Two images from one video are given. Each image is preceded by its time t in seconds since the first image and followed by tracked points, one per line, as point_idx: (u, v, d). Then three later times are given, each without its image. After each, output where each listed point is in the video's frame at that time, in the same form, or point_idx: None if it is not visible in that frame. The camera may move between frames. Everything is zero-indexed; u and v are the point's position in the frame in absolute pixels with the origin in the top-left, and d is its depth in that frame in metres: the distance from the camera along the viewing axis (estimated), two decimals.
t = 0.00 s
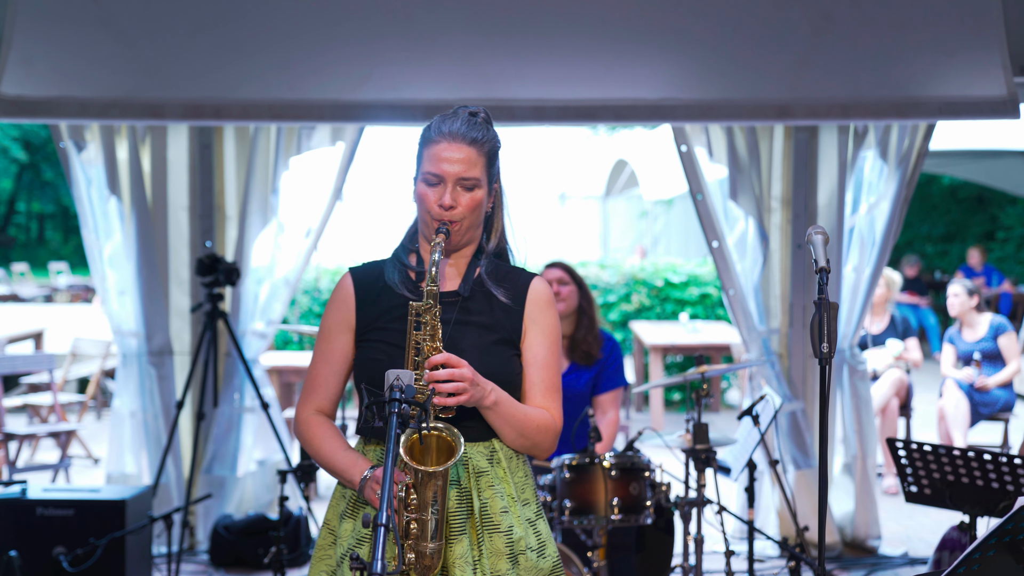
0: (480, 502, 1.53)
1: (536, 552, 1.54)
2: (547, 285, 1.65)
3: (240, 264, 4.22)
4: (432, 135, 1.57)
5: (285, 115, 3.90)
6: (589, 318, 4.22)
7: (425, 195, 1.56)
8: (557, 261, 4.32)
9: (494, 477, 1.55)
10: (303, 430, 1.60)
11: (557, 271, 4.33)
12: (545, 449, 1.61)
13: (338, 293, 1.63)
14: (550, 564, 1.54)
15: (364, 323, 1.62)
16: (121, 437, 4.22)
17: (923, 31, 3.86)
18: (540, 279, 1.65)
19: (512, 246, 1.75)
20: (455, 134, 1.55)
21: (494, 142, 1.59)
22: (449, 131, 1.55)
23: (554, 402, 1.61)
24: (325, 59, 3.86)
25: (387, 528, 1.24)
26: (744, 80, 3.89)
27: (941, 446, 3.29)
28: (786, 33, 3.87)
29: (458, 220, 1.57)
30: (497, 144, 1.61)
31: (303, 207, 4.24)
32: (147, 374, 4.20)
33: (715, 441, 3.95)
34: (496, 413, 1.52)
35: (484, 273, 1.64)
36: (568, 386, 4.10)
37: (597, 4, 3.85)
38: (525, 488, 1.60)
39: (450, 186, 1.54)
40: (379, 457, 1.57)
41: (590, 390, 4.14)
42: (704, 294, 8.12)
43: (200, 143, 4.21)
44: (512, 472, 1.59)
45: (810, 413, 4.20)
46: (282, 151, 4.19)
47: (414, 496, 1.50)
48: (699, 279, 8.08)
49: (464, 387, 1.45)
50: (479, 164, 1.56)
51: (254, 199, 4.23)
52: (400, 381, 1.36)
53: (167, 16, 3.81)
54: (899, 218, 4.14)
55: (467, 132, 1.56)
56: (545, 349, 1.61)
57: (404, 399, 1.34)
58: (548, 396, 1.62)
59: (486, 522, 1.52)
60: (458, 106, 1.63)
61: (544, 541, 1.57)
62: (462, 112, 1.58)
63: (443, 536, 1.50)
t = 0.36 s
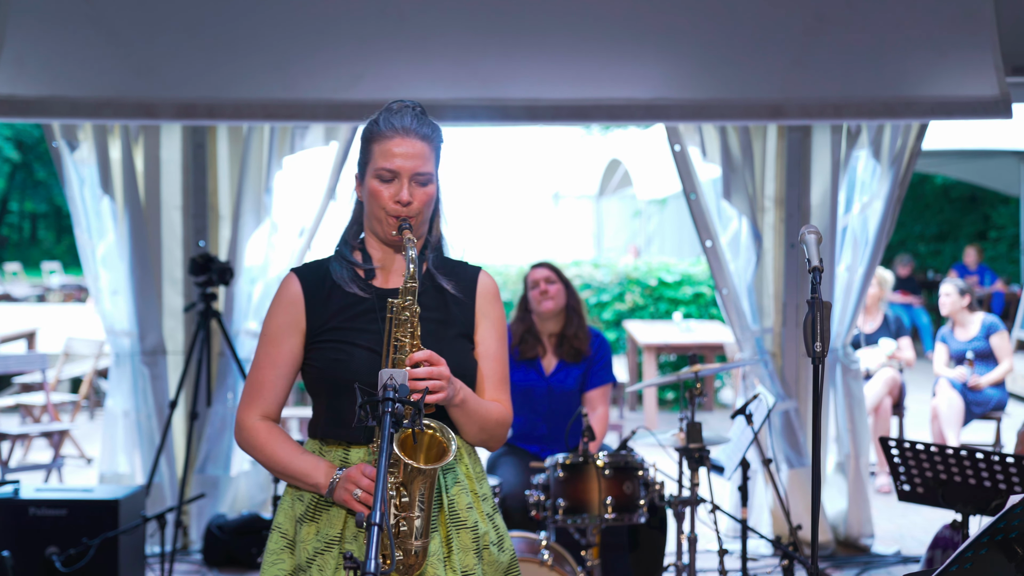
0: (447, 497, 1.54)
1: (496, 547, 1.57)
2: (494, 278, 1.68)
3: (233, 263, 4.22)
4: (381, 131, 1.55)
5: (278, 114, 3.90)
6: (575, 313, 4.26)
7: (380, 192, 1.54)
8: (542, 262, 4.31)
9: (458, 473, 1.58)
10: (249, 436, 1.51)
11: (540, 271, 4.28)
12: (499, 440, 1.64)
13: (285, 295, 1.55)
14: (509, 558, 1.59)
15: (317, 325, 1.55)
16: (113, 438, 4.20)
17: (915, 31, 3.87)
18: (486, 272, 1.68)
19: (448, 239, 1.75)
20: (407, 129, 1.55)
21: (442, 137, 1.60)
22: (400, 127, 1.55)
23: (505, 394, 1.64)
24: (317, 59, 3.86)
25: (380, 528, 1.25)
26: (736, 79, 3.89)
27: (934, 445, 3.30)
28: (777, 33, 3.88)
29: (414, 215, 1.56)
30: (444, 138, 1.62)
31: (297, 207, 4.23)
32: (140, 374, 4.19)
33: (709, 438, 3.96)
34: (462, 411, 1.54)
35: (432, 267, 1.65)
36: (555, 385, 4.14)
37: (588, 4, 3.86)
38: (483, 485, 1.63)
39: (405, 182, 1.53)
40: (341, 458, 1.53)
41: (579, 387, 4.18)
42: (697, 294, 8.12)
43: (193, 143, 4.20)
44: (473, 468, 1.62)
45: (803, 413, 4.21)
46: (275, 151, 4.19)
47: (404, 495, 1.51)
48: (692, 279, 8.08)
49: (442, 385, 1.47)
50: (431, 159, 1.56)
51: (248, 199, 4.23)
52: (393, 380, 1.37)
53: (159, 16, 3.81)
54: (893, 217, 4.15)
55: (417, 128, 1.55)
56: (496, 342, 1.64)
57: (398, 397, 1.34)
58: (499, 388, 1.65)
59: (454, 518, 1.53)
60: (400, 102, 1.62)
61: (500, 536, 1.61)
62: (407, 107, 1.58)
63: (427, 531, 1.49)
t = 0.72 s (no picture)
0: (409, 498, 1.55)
1: (455, 547, 1.60)
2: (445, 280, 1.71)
3: (225, 263, 4.20)
4: (336, 131, 1.56)
5: (269, 114, 3.89)
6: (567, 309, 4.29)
7: (335, 192, 1.55)
8: (536, 261, 4.31)
9: (419, 474, 1.60)
10: (201, 441, 1.49)
11: (535, 271, 4.29)
12: (454, 441, 1.65)
13: (237, 297, 1.53)
14: (465, 558, 1.62)
15: (273, 328, 1.54)
16: (104, 437, 4.18)
17: (906, 31, 3.87)
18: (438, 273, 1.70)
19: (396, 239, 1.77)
20: (362, 131, 1.56)
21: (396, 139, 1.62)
22: (355, 128, 1.56)
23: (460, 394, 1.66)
24: (308, 58, 3.86)
25: (372, 526, 1.23)
26: (727, 79, 3.90)
27: (925, 444, 3.31)
28: (768, 33, 3.88)
29: (371, 216, 1.58)
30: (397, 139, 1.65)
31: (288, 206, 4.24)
32: (131, 373, 4.19)
33: (702, 437, 3.96)
34: (423, 410, 1.54)
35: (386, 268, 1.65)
36: (549, 380, 4.14)
37: (579, 3, 3.86)
38: (442, 487, 1.65)
39: (361, 183, 1.55)
40: (301, 460, 1.53)
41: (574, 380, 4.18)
42: (690, 293, 8.14)
43: (184, 142, 4.20)
44: (434, 471, 1.64)
45: (795, 412, 4.21)
46: (267, 150, 4.19)
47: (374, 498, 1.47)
48: (684, 278, 8.09)
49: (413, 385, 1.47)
50: (386, 160, 1.58)
51: (240, 197, 4.23)
52: (385, 379, 1.37)
53: (148, 15, 3.80)
54: (884, 216, 4.15)
55: (372, 129, 1.57)
56: (450, 342, 1.66)
57: (389, 397, 1.34)
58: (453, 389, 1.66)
59: (416, 519, 1.55)
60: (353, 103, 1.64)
61: (458, 537, 1.63)
62: (360, 109, 1.60)
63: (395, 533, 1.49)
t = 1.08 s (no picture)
0: (408, 498, 1.55)
1: (456, 547, 1.60)
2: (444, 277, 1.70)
3: (219, 262, 4.21)
4: (329, 130, 1.57)
5: (263, 113, 3.90)
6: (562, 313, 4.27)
7: (328, 191, 1.55)
8: (527, 262, 4.31)
9: (419, 473, 1.59)
10: (202, 443, 1.50)
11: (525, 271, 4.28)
12: (457, 439, 1.64)
13: (236, 299, 1.54)
14: (467, 558, 1.62)
15: (271, 329, 1.55)
16: (98, 437, 4.20)
17: (899, 31, 3.88)
18: (436, 271, 1.69)
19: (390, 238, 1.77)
20: (355, 130, 1.57)
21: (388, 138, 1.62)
22: (348, 127, 1.57)
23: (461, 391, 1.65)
24: (303, 58, 3.86)
25: (365, 527, 1.26)
26: (722, 79, 3.91)
27: (918, 443, 3.32)
28: (762, 33, 3.89)
29: (365, 215, 1.57)
30: (390, 138, 1.65)
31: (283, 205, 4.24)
32: (125, 373, 4.19)
33: (696, 437, 3.96)
34: (421, 405, 1.54)
35: (382, 266, 1.65)
36: (543, 383, 4.14)
37: (574, 3, 3.86)
38: (444, 486, 1.64)
39: (354, 181, 1.55)
40: (301, 459, 1.54)
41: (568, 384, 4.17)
42: (684, 293, 8.15)
43: (178, 141, 4.21)
44: (434, 469, 1.63)
45: (788, 412, 4.22)
46: (260, 150, 4.19)
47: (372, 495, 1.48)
48: (678, 278, 8.10)
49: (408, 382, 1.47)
50: (380, 159, 1.58)
51: (234, 197, 4.23)
52: (379, 379, 1.37)
53: (143, 15, 3.80)
54: (878, 215, 4.16)
55: (365, 128, 1.57)
56: (450, 339, 1.65)
57: (382, 397, 1.35)
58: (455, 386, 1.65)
59: (416, 518, 1.54)
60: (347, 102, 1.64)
61: (460, 536, 1.63)
62: (354, 108, 1.60)
63: (393, 529, 1.50)
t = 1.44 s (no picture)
0: (431, 496, 1.53)
1: (483, 548, 1.54)
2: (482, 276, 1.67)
3: (212, 261, 4.21)
4: (364, 128, 1.55)
5: (257, 112, 3.89)
6: (555, 317, 4.28)
7: (361, 188, 1.54)
8: (529, 261, 4.30)
9: (443, 471, 1.56)
10: (239, 435, 1.53)
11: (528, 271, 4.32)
12: (493, 438, 1.62)
13: (272, 295, 1.56)
14: (497, 561, 1.56)
15: (303, 324, 1.56)
16: (91, 436, 4.17)
17: (892, 30, 3.89)
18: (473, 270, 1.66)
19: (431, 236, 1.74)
20: (389, 127, 1.54)
21: (424, 137, 1.59)
22: (383, 125, 1.55)
23: (497, 391, 1.63)
24: (298, 57, 3.85)
25: (360, 526, 1.26)
26: (717, 78, 3.91)
27: (910, 442, 3.32)
28: (757, 33, 3.90)
29: (397, 213, 1.55)
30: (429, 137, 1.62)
31: (275, 204, 4.22)
32: (118, 373, 4.18)
33: (688, 437, 3.96)
34: (449, 402, 1.53)
35: (418, 265, 1.64)
36: (533, 385, 4.15)
37: (570, 3, 3.87)
38: (473, 485, 1.60)
39: (387, 179, 1.53)
40: (325, 455, 1.53)
41: (558, 389, 4.18)
42: (677, 292, 8.15)
43: (171, 141, 4.20)
44: (461, 467, 1.59)
45: (782, 411, 4.22)
46: (254, 149, 4.18)
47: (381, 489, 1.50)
48: (672, 277, 8.10)
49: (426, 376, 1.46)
50: (413, 157, 1.55)
51: (227, 195, 4.23)
52: (372, 378, 1.36)
53: (137, 14, 3.79)
54: (871, 215, 4.17)
55: (400, 126, 1.55)
56: (485, 339, 1.63)
57: (376, 396, 1.34)
58: (491, 384, 1.64)
59: (437, 517, 1.52)
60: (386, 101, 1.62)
61: (491, 537, 1.57)
62: (393, 106, 1.58)
63: (404, 529, 1.49)
